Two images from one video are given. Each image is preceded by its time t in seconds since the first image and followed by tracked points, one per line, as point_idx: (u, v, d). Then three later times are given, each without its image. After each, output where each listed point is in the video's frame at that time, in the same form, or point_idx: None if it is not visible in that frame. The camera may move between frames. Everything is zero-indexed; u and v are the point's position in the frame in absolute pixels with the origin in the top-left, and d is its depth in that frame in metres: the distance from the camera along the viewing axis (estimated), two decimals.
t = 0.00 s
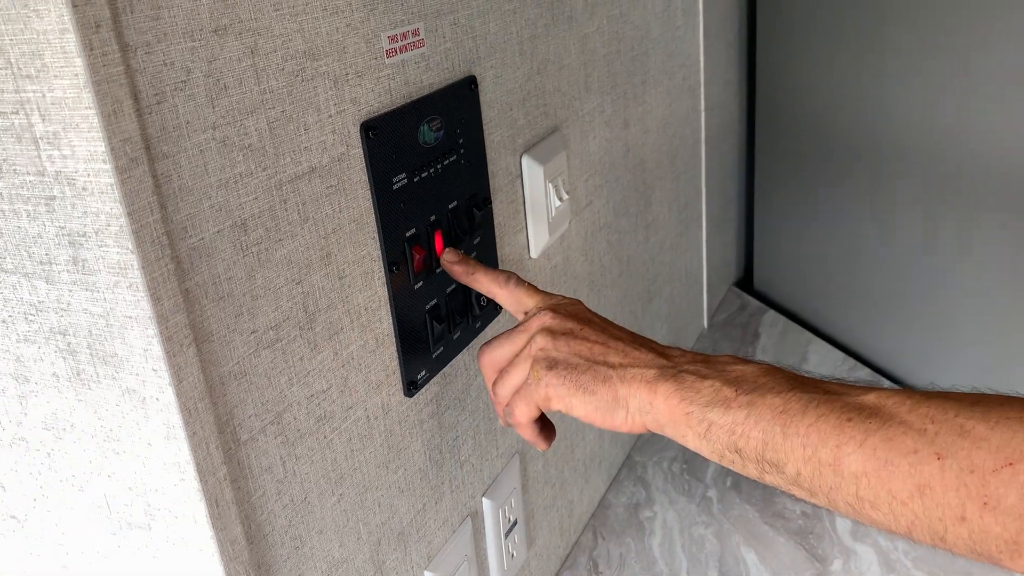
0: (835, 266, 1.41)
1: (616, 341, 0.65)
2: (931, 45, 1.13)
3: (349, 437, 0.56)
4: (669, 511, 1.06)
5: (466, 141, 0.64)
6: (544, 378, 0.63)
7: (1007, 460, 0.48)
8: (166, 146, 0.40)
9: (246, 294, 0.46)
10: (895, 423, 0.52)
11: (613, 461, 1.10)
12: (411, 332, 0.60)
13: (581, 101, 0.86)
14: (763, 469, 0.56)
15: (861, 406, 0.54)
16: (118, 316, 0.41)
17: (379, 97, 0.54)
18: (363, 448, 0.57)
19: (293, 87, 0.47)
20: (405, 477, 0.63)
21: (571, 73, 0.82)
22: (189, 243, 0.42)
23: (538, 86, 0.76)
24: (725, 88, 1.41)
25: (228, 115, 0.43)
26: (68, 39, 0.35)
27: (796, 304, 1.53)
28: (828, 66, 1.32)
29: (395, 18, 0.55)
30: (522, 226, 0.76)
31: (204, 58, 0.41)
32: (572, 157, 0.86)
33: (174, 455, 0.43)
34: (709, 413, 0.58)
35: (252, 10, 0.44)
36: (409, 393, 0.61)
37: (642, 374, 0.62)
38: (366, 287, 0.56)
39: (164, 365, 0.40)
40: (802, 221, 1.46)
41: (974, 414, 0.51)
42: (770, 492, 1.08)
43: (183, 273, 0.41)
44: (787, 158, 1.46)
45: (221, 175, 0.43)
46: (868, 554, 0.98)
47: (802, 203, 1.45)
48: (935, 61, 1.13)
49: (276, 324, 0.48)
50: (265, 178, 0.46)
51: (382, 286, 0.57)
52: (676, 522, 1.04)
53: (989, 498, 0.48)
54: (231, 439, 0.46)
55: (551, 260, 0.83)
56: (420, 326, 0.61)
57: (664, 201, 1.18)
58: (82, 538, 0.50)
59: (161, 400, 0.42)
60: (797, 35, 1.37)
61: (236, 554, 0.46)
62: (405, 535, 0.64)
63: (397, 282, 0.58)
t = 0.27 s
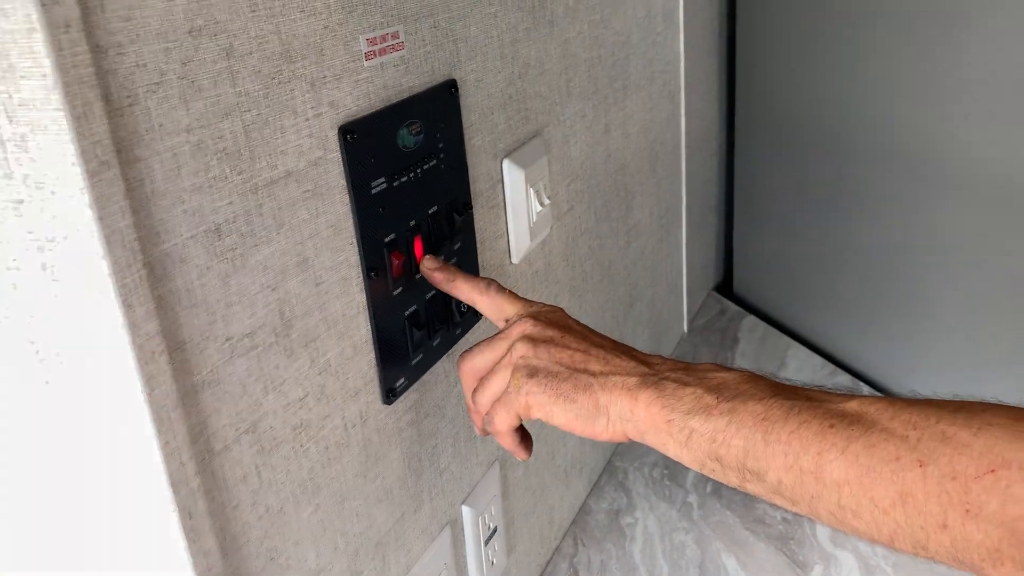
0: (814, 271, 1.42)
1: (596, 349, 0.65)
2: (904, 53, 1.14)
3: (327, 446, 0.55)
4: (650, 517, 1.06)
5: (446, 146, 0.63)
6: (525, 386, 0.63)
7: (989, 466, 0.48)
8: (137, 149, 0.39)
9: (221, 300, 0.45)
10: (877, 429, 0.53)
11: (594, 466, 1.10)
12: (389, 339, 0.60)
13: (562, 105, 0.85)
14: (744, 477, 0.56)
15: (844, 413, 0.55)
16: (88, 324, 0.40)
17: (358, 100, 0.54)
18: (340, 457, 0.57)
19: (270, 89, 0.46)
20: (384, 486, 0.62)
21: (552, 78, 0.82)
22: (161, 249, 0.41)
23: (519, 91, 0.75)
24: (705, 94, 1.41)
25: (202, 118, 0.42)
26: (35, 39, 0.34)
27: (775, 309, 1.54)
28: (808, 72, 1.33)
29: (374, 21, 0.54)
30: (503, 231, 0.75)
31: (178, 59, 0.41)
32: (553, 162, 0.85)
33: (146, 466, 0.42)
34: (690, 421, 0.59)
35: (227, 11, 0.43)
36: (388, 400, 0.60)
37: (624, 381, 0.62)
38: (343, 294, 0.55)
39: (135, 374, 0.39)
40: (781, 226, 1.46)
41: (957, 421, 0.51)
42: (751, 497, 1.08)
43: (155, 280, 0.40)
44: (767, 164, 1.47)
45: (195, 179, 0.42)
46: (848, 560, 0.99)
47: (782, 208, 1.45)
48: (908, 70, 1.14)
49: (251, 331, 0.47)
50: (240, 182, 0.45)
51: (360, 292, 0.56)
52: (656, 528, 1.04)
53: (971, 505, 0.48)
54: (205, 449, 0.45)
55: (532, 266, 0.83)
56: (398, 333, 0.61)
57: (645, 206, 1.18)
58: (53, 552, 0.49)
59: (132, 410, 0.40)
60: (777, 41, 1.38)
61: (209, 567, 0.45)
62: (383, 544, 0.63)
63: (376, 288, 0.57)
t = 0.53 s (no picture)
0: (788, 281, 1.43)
1: (579, 360, 0.66)
2: (880, 68, 1.16)
3: (303, 454, 0.54)
4: (625, 526, 1.06)
5: (425, 151, 0.63)
6: (508, 396, 0.63)
7: (973, 498, 0.48)
8: (112, 150, 0.38)
9: (196, 305, 0.44)
10: (862, 454, 0.53)
11: (569, 474, 1.09)
12: (367, 346, 0.59)
13: (542, 112, 0.85)
14: (726, 495, 0.57)
15: (828, 435, 0.55)
16: (61, 330, 0.38)
17: (338, 103, 0.53)
18: (316, 465, 0.56)
19: (249, 91, 0.46)
20: (360, 495, 0.61)
21: (532, 84, 0.82)
22: (136, 253, 0.40)
23: (499, 97, 0.75)
24: (682, 103, 1.42)
25: (180, 119, 0.41)
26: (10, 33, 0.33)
27: (749, 317, 1.55)
28: (784, 83, 1.34)
29: (356, 24, 0.53)
30: (482, 237, 0.75)
31: (155, 59, 0.40)
32: (533, 168, 0.85)
33: (117, 476, 0.41)
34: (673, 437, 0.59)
35: (207, 10, 0.42)
36: (365, 409, 0.60)
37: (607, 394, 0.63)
38: (321, 300, 0.54)
39: (108, 380, 0.38)
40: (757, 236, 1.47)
41: (941, 447, 0.51)
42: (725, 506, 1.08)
43: (129, 284, 0.39)
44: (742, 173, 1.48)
45: (171, 181, 0.41)
46: (822, 569, 0.99)
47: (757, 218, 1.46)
48: (884, 84, 1.16)
49: (227, 337, 0.46)
50: (217, 185, 0.44)
51: (338, 298, 0.55)
52: (631, 536, 1.04)
53: (954, 536, 0.48)
54: (178, 458, 0.44)
55: (510, 273, 0.82)
56: (376, 340, 0.60)
57: (622, 214, 1.18)
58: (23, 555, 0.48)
59: (104, 418, 0.39)
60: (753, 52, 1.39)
61: None
62: (358, 554, 0.62)
63: (354, 294, 0.57)
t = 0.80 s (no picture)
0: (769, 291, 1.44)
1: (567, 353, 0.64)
2: (864, 82, 1.17)
3: (289, 453, 0.54)
4: (605, 532, 1.06)
5: (417, 152, 0.63)
6: (491, 382, 0.61)
7: (946, 512, 0.47)
8: (108, 141, 0.38)
9: (188, 300, 0.43)
10: (840, 464, 0.51)
11: (551, 481, 1.09)
12: (355, 345, 0.59)
13: (531, 117, 0.86)
14: (703, 500, 0.55)
15: (807, 443, 0.53)
16: (53, 321, 0.38)
17: (332, 101, 0.53)
18: (302, 465, 0.55)
19: (244, 86, 0.45)
20: (345, 496, 0.60)
21: (522, 90, 0.82)
22: (128, 245, 0.39)
23: (490, 101, 0.75)
24: (667, 113, 1.43)
25: (175, 112, 0.41)
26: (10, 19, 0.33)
27: (729, 327, 1.56)
28: (767, 95, 1.36)
29: (351, 22, 0.53)
30: (470, 240, 0.75)
31: (153, 50, 0.39)
32: (521, 173, 0.85)
33: (105, 471, 0.40)
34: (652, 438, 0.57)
35: (205, 4, 0.42)
36: (352, 408, 0.59)
37: (589, 392, 0.61)
38: (311, 298, 0.54)
39: (99, 373, 0.38)
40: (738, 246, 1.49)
41: (916, 461, 0.50)
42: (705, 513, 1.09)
43: (122, 277, 0.39)
44: (724, 184, 1.49)
45: (165, 174, 0.41)
46: None
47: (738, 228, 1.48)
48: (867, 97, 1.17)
49: (217, 332, 0.46)
50: (211, 179, 0.44)
51: (327, 296, 0.55)
52: (612, 543, 1.04)
53: (927, 549, 0.47)
54: (166, 453, 0.43)
55: (496, 277, 0.82)
56: (364, 340, 0.60)
57: (607, 222, 1.19)
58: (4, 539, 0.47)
59: (94, 412, 0.39)
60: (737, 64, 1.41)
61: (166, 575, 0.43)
62: (342, 556, 0.61)
63: (343, 293, 0.56)
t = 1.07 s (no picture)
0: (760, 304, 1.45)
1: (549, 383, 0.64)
2: (856, 99, 1.19)
3: (287, 456, 0.54)
4: (595, 542, 1.06)
5: (418, 159, 0.63)
6: (475, 417, 0.61)
7: (925, 521, 0.47)
8: (119, 141, 0.38)
9: (192, 302, 0.44)
10: (820, 479, 0.52)
11: (542, 490, 1.09)
12: (353, 350, 0.59)
13: (529, 127, 0.86)
14: (688, 520, 0.55)
15: (787, 461, 0.54)
16: (59, 321, 0.38)
17: (337, 107, 0.53)
18: (300, 468, 0.55)
19: (252, 90, 0.46)
20: (340, 500, 0.61)
21: (522, 100, 0.83)
22: (136, 245, 0.40)
23: (490, 110, 0.76)
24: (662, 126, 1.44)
25: (185, 114, 0.41)
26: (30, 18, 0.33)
27: (719, 340, 1.57)
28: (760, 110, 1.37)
29: (357, 29, 0.54)
30: (468, 248, 0.76)
31: (164, 53, 0.40)
32: (519, 182, 0.86)
33: (107, 469, 0.40)
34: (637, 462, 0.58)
35: (216, 8, 0.42)
36: (349, 413, 0.59)
37: (573, 420, 0.61)
38: (312, 301, 0.54)
39: (104, 372, 0.38)
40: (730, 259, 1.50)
41: (894, 473, 0.50)
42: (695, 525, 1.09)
43: (128, 277, 0.39)
44: (716, 197, 1.50)
45: (174, 175, 0.41)
46: None
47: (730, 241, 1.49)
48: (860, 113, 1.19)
49: (220, 334, 0.46)
50: (218, 181, 0.44)
51: (328, 300, 0.55)
52: (601, 553, 1.04)
53: (908, 558, 0.47)
54: (167, 453, 0.43)
55: (492, 285, 0.83)
56: (363, 345, 0.60)
57: (601, 233, 1.20)
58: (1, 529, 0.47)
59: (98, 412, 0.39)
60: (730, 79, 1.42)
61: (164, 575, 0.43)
62: (336, 560, 0.61)
63: (344, 298, 0.57)
